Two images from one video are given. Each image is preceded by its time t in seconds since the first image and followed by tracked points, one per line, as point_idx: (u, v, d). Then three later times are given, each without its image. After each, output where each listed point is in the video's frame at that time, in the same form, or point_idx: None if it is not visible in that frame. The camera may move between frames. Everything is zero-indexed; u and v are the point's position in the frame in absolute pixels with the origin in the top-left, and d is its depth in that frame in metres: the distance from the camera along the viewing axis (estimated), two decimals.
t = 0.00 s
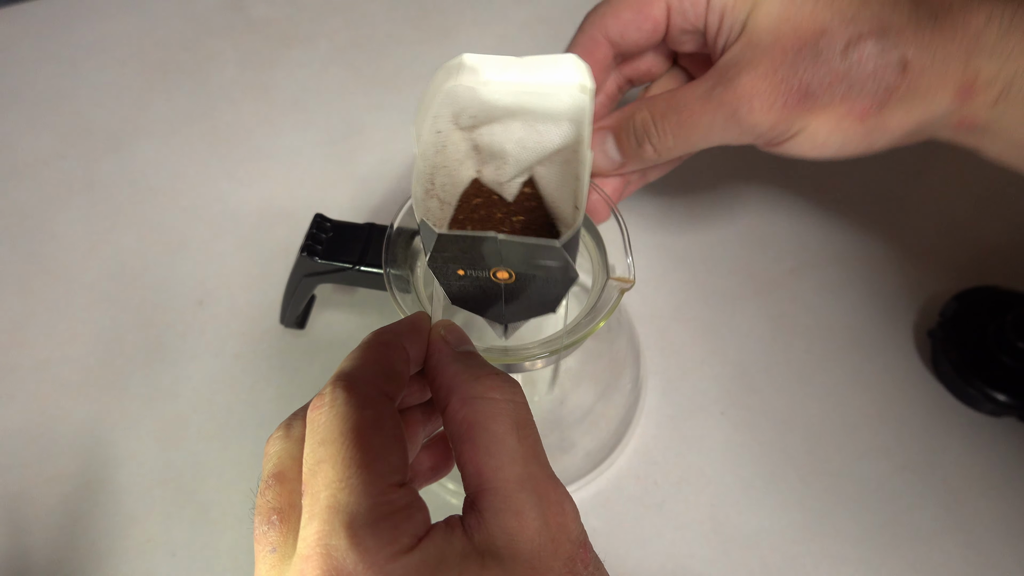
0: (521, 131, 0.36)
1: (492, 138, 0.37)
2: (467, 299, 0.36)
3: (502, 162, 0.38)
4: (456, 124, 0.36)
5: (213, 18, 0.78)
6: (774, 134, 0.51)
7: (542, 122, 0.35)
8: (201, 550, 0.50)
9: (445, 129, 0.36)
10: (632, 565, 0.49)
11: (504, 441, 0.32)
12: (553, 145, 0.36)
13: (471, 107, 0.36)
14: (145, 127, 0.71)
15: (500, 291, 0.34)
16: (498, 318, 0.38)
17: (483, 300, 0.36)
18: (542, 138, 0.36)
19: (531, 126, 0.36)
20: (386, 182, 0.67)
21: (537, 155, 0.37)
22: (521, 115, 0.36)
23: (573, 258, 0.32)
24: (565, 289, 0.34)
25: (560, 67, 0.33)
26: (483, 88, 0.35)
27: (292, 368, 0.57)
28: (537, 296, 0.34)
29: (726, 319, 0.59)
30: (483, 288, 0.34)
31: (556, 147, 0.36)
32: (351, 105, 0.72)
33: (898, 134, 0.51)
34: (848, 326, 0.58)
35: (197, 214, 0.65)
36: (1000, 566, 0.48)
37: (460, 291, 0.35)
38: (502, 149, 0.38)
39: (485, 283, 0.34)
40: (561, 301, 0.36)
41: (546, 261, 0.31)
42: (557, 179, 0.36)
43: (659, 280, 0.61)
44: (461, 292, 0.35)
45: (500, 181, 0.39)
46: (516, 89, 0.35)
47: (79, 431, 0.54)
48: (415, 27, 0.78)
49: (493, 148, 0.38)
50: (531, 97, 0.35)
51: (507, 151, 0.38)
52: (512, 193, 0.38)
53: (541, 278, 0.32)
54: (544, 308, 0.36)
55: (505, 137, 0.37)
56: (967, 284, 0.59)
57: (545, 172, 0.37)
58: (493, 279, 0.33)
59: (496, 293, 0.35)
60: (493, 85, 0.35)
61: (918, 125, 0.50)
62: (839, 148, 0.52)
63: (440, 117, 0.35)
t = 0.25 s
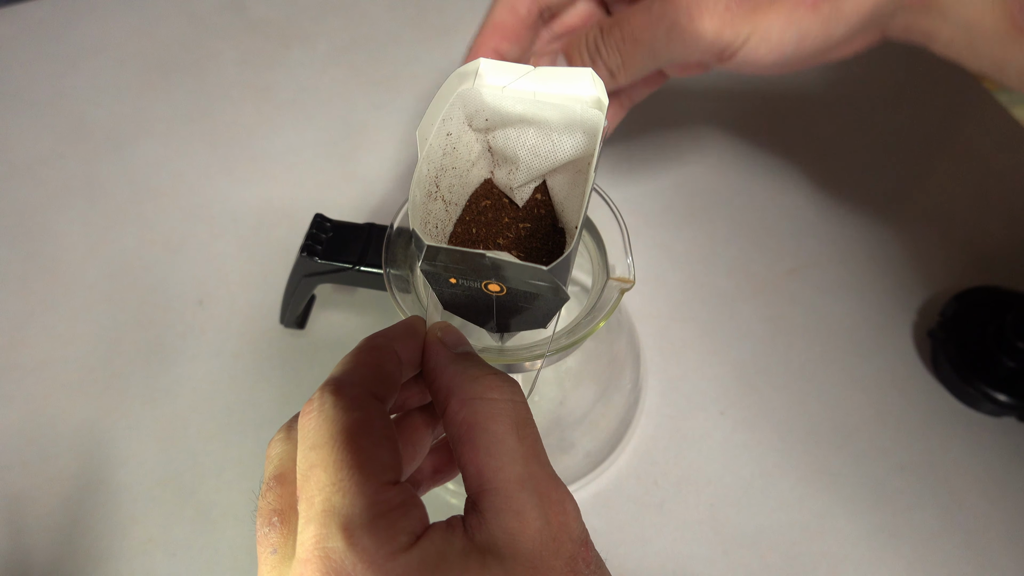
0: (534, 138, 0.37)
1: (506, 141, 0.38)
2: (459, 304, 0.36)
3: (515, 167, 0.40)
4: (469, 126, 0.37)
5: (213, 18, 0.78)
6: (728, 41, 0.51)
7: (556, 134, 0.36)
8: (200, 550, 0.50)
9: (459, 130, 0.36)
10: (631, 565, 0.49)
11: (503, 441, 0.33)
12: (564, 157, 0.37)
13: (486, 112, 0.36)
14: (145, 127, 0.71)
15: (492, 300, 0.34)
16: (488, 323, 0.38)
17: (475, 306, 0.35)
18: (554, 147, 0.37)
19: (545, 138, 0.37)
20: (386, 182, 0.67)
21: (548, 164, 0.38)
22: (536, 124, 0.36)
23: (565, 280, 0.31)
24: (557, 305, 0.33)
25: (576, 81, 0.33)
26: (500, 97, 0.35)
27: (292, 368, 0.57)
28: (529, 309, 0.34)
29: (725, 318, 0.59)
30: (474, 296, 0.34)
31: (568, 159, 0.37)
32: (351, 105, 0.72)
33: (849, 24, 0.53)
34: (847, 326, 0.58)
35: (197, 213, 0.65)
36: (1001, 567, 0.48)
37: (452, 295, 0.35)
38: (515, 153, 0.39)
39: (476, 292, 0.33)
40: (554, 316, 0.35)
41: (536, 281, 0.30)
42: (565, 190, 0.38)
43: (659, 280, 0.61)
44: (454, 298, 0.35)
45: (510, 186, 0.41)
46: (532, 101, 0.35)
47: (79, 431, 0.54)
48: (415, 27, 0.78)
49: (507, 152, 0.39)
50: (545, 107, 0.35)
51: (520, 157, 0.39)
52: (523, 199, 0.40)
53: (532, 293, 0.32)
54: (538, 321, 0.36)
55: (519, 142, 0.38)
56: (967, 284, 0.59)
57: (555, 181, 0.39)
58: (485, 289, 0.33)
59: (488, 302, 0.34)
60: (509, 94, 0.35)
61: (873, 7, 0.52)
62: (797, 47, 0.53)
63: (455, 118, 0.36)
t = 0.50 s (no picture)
0: (535, 138, 0.37)
1: (507, 141, 0.38)
2: (462, 305, 0.38)
3: (516, 167, 0.39)
4: (471, 125, 0.37)
5: (213, 18, 0.78)
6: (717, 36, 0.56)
7: (557, 133, 0.36)
8: (201, 549, 0.50)
9: (460, 130, 0.36)
10: (631, 565, 0.49)
11: (509, 436, 0.33)
12: (566, 156, 0.36)
13: (487, 111, 0.36)
14: (145, 127, 0.71)
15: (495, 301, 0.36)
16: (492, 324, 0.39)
17: (479, 307, 0.37)
18: (555, 147, 0.36)
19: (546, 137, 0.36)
20: (386, 182, 0.67)
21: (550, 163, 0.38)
22: (538, 124, 0.36)
23: (564, 275, 0.33)
24: (556, 302, 0.35)
25: (576, 81, 0.33)
26: (501, 96, 0.35)
27: (293, 368, 0.57)
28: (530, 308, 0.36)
29: (726, 318, 0.59)
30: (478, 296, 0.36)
31: (569, 158, 0.36)
32: (351, 105, 0.72)
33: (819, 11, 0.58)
34: (847, 327, 0.58)
35: (197, 213, 0.65)
36: (1002, 567, 0.48)
37: (456, 296, 0.37)
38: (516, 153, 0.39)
39: (479, 291, 0.35)
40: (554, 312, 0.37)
41: (536, 277, 0.32)
42: (567, 189, 0.37)
43: (659, 280, 0.61)
44: (455, 295, 0.37)
45: (512, 186, 0.40)
46: (533, 100, 0.35)
47: (79, 431, 0.54)
48: (415, 27, 0.78)
49: (508, 152, 0.39)
50: (545, 106, 0.35)
51: (521, 156, 0.39)
52: (524, 199, 0.40)
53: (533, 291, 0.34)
54: (538, 317, 0.37)
55: (520, 142, 0.38)
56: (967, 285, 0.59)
57: (557, 181, 0.38)
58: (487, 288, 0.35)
59: (490, 301, 0.36)
60: (510, 92, 0.35)
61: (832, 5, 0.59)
62: (779, 31, 0.58)
63: (456, 118, 0.35)
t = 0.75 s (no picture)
0: (527, 130, 0.37)
1: (500, 132, 0.38)
2: (471, 305, 0.36)
3: (511, 157, 0.39)
4: (463, 119, 0.37)
5: (213, 18, 0.78)
6: (678, 66, 0.52)
7: (551, 124, 0.36)
8: (201, 549, 0.50)
9: (454, 126, 0.36)
10: (631, 565, 0.49)
11: (509, 440, 0.32)
12: (560, 145, 0.37)
13: (479, 105, 0.36)
14: (145, 127, 0.71)
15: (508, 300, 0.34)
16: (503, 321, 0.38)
17: (489, 307, 0.36)
18: (549, 137, 0.37)
19: (541, 129, 0.37)
20: (386, 182, 0.67)
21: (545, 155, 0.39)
22: (531, 116, 0.36)
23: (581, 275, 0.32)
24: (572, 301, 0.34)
25: (573, 73, 0.34)
26: (493, 88, 0.35)
27: (293, 368, 0.57)
28: (544, 307, 0.35)
29: (725, 318, 0.59)
30: (489, 296, 0.34)
31: (565, 146, 0.37)
32: (351, 105, 0.72)
33: (794, 47, 0.53)
34: (847, 327, 0.58)
35: (197, 213, 0.65)
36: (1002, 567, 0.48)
37: (465, 297, 0.35)
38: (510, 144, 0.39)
39: (490, 292, 0.33)
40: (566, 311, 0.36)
41: (550, 273, 0.31)
42: (562, 177, 0.39)
43: (659, 280, 0.61)
44: (465, 298, 0.35)
45: (505, 177, 0.40)
46: (525, 91, 0.35)
47: (79, 431, 0.54)
48: (415, 27, 0.78)
49: (499, 144, 0.39)
50: (540, 97, 0.35)
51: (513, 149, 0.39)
52: (520, 188, 0.40)
53: (548, 292, 0.33)
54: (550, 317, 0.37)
55: (514, 133, 0.38)
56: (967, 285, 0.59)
57: (553, 171, 0.39)
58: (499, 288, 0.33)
59: (501, 301, 0.35)
60: (502, 85, 0.35)
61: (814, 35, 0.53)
62: (744, 67, 0.54)
63: (450, 115, 0.36)
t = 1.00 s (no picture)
0: (528, 133, 0.37)
1: (500, 138, 0.38)
2: (466, 301, 0.36)
3: (511, 163, 0.39)
4: (464, 123, 0.36)
5: (213, 18, 0.78)
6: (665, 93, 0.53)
7: (550, 128, 0.36)
8: (200, 550, 0.50)
9: (454, 127, 0.36)
10: (630, 565, 0.49)
11: (504, 444, 0.33)
12: (559, 151, 0.37)
13: (480, 108, 0.36)
14: (144, 127, 0.71)
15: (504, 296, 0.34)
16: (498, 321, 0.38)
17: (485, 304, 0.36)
18: (549, 140, 0.37)
19: (540, 132, 0.37)
20: (386, 182, 0.67)
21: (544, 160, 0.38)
22: (531, 119, 0.36)
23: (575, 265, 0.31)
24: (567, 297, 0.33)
25: (571, 74, 0.34)
26: (494, 90, 0.35)
27: (293, 368, 0.57)
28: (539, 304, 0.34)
29: (725, 319, 0.59)
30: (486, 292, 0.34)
31: (564, 152, 0.37)
32: (351, 105, 0.72)
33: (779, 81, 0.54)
34: (847, 327, 0.58)
35: (197, 213, 0.65)
36: (1002, 567, 0.48)
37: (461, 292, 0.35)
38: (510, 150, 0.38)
39: (487, 287, 0.33)
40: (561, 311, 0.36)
41: (547, 269, 0.31)
42: (561, 182, 0.37)
43: (659, 281, 0.61)
44: (461, 295, 0.35)
45: (505, 182, 0.40)
46: (525, 93, 0.35)
47: (80, 431, 0.54)
48: (415, 27, 0.78)
49: (500, 148, 0.38)
50: (540, 98, 0.35)
51: (514, 152, 0.38)
52: (519, 195, 0.39)
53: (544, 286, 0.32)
54: (546, 317, 0.37)
55: (513, 137, 0.38)
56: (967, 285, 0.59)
57: (552, 177, 0.38)
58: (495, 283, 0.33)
59: (498, 299, 0.35)
60: (502, 87, 0.35)
61: (800, 70, 0.54)
62: (731, 98, 0.55)
63: (451, 116, 0.35)
